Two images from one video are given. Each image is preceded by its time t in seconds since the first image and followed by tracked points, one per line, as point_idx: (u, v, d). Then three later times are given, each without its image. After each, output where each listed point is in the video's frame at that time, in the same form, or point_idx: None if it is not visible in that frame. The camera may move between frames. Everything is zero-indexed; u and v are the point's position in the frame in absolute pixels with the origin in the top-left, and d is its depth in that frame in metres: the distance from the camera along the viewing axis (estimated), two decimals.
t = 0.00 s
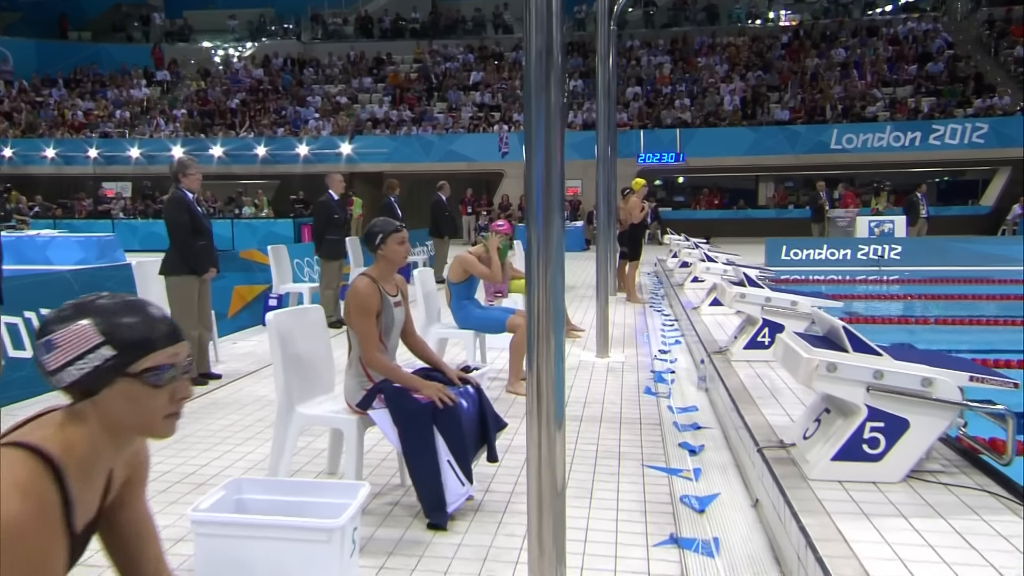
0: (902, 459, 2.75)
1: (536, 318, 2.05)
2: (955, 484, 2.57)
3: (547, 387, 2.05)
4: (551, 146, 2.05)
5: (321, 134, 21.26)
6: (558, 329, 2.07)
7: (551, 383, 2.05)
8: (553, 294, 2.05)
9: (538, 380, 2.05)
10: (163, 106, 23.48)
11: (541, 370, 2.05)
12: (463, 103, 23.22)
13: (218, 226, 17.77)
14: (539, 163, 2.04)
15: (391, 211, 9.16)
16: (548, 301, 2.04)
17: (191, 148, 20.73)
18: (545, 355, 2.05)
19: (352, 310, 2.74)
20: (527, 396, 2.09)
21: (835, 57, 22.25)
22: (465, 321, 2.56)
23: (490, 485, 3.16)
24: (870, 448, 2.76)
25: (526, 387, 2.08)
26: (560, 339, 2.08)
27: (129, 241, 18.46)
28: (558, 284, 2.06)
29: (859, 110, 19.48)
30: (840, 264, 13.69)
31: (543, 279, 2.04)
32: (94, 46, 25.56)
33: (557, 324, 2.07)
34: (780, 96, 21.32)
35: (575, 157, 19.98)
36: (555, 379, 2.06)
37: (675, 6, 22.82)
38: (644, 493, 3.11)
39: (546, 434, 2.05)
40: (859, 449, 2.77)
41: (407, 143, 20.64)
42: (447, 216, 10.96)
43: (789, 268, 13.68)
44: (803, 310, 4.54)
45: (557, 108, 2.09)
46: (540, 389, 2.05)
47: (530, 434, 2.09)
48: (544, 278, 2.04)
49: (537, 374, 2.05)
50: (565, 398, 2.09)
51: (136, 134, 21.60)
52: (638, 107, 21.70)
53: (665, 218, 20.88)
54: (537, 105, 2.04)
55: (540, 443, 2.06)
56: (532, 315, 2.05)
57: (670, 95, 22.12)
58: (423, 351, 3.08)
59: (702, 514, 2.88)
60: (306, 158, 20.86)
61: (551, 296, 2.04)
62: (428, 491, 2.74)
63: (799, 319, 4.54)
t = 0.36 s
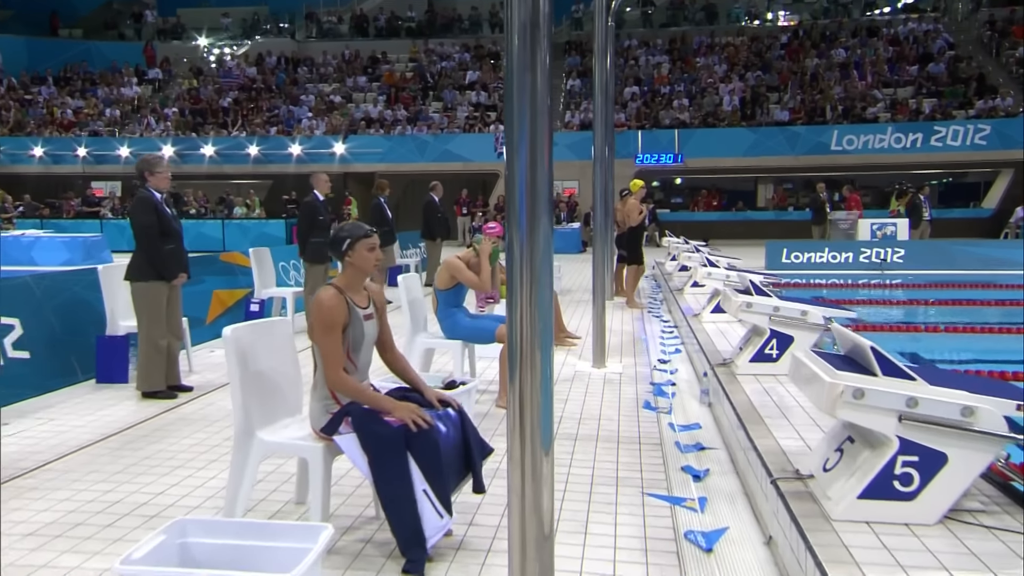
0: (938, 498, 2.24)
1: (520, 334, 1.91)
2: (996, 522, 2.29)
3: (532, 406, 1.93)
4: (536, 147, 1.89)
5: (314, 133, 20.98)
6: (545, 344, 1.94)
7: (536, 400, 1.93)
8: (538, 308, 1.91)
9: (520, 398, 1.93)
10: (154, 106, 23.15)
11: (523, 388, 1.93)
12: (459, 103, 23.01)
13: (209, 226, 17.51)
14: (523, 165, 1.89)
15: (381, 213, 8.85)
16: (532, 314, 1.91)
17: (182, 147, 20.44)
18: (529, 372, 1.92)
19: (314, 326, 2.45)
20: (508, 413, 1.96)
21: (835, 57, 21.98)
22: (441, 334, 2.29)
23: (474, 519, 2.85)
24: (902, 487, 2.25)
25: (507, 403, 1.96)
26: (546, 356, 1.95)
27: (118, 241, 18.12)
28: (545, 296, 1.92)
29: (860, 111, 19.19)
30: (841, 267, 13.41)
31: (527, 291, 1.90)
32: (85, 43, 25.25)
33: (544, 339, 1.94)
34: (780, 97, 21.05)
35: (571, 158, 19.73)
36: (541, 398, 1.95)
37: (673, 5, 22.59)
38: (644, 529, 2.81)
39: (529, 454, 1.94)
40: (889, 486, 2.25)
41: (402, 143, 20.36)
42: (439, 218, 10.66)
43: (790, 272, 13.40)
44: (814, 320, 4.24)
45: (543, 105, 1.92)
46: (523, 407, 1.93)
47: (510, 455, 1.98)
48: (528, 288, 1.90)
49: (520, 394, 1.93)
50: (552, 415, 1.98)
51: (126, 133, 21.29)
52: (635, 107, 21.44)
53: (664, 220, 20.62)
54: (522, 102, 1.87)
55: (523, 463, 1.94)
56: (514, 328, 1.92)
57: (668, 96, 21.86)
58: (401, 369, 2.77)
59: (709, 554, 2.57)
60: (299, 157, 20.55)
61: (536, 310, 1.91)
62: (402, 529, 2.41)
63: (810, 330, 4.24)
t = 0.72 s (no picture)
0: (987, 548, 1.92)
1: (497, 348, 1.72)
2: None
3: (511, 428, 1.73)
4: (516, 141, 1.67)
5: (307, 134, 20.69)
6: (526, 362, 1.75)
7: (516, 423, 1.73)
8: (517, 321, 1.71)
9: (496, 418, 1.74)
10: (145, 105, 22.84)
11: (502, 407, 1.73)
12: (454, 104, 22.79)
13: (199, 228, 17.25)
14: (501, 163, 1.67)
15: (370, 216, 8.56)
16: (511, 327, 1.70)
17: (172, 148, 20.15)
18: (507, 391, 1.72)
19: (270, 344, 2.15)
20: (483, 434, 1.77)
21: (835, 60, 21.75)
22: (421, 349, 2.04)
23: (454, 560, 2.55)
24: (943, 533, 1.93)
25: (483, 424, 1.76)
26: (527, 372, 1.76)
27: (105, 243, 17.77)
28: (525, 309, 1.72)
29: (860, 114, 18.89)
30: (842, 273, 13.15)
31: (506, 302, 1.69)
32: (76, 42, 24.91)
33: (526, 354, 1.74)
34: (779, 100, 20.82)
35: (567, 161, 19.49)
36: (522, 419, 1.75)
37: (671, 7, 22.45)
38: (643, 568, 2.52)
39: (507, 478, 1.74)
40: (928, 533, 1.94)
41: (396, 144, 20.07)
42: (431, 221, 10.37)
43: (790, 277, 13.15)
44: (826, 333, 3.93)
45: (525, 95, 1.70)
46: (500, 426, 1.73)
47: (484, 476, 1.79)
48: (506, 298, 1.69)
49: (495, 414, 1.74)
50: (536, 432, 1.79)
51: (115, 133, 20.99)
52: (633, 109, 21.23)
53: (661, 224, 20.38)
54: (500, 93, 1.65)
55: (501, 489, 1.75)
56: (490, 341, 1.73)
57: (666, 98, 21.65)
58: (372, 388, 2.48)
59: None
60: (291, 159, 20.26)
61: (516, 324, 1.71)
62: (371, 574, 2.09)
63: (822, 344, 3.93)
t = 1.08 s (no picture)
0: None
1: (452, 371, 1.43)
2: None
3: (474, 462, 1.45)
4: (475, 125, 1.38)
5: (298, 134, 20.38)
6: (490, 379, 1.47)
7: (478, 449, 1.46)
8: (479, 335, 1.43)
9: (450, 451, 1.46)
10: (133, 104, 22.50)
11: (458, 434, 1.45)
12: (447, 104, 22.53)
13: (187, 230, 16.97)
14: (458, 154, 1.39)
15: (356, 217, 8.23)
16: (470, 344, 1.42)
17: (160, 147, 19.84)
18: (465, 420, 1.44)
19: (209, 371, 1.87)
20: (436, 472, 1.49)
21: (832, 60, 21.50)
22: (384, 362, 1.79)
23: None
24: None
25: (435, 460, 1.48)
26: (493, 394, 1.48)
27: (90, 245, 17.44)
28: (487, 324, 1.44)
29: (858, 115, 18.65)
30: (841, 276, 12.90)
31: (463, 318, 1.41)
32: (63, 41, 24.50)
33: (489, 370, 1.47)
34: (776, 99, 20.51)
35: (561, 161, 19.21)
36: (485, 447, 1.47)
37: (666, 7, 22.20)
38: None
39: (466, 525, 1.46)
40: None
41: (388, 144, 19.74)
42: (422, 222, 10.07)
43: (789, 280, 12.90)
44: (836, 345, 3.64)
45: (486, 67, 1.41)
46: (455, 461, 1.45)
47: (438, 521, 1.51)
48: (463, 316, 1.41)
49: (450, 444, 1.45)
50: (502, 468, 1.52)
51: (102, 132, 20.64)
52: (629, 109, 20.96)
53: (657, 225, 20.11)
54: (454, 75, 1.36)
55: (457, 541, 1.48)
56: (443, 365, 1.44)
57: (662, 98, 21.39)
58: (333, 416, 2.21)
59: None
60: (281, 159, 19.95)
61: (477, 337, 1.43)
62: None
63: (831, 356, 3.65)
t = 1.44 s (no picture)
0: None
1: (340, 402, 0.95)
2: None
3: (376, 534, 0.98)
4: (369, 118, 0.91)
5: (285, 137, 20.07)
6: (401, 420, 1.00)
7: (389, 518, 0.99)
8: (377, 358, 0.95)
9: None
10: (118, 107, 22.16)
11: (359, 501, 0.97)
12: (437, 105, 22.24)
13: (172, 235, 16.72)
14: (344, 77, 0.89)
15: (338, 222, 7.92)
16: (368, 437, 0.96)
17: (145, 151, 19.53)
18: (362, 548, 0.98)
19: (117, 411, 1.59)
20: None
21: (826, 58, 21.23)
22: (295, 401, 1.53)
23: None
24: None
25: (320, 538, 1.00)
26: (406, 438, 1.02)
27: (73, 250, 17.15)
28: (389, 340, 0.96)
29: (852, 113, 18.41)
30: (837, 277, 12.66)
31: (358, 399, 0.94)
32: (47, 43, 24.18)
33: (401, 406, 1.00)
34: (769, 98, 20.28)
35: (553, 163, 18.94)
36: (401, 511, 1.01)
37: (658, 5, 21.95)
38: None
39: None
40: None
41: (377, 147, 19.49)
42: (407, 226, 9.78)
43: (785, 281, 12.66)
44: (841, 358, 3.42)
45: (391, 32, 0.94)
46: None
47: None
48: (356, 396, 0.94)
49: None
50: None
51: (86, 136, 20.33)
52: (620, 109, 20.66)
53: (650, 226, 19.85)
54: (334, 37, 0.88)
55: None
56: (326, 473, 0.97)
57: (654, 97, 21.11)
58: (277, 456, 1.93)
59: None
60: (268, 162, 19.65)
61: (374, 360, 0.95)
62: None
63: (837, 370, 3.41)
